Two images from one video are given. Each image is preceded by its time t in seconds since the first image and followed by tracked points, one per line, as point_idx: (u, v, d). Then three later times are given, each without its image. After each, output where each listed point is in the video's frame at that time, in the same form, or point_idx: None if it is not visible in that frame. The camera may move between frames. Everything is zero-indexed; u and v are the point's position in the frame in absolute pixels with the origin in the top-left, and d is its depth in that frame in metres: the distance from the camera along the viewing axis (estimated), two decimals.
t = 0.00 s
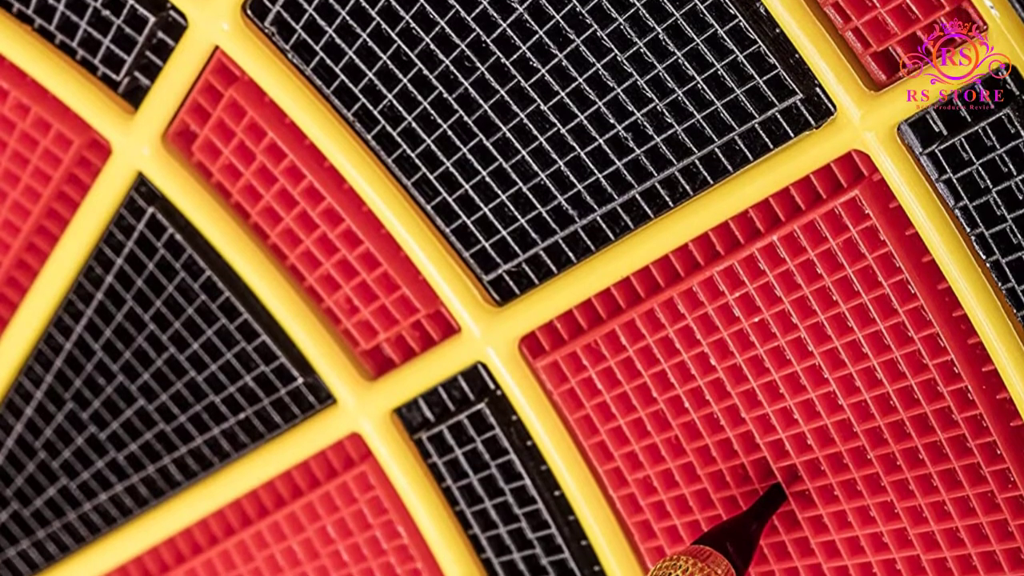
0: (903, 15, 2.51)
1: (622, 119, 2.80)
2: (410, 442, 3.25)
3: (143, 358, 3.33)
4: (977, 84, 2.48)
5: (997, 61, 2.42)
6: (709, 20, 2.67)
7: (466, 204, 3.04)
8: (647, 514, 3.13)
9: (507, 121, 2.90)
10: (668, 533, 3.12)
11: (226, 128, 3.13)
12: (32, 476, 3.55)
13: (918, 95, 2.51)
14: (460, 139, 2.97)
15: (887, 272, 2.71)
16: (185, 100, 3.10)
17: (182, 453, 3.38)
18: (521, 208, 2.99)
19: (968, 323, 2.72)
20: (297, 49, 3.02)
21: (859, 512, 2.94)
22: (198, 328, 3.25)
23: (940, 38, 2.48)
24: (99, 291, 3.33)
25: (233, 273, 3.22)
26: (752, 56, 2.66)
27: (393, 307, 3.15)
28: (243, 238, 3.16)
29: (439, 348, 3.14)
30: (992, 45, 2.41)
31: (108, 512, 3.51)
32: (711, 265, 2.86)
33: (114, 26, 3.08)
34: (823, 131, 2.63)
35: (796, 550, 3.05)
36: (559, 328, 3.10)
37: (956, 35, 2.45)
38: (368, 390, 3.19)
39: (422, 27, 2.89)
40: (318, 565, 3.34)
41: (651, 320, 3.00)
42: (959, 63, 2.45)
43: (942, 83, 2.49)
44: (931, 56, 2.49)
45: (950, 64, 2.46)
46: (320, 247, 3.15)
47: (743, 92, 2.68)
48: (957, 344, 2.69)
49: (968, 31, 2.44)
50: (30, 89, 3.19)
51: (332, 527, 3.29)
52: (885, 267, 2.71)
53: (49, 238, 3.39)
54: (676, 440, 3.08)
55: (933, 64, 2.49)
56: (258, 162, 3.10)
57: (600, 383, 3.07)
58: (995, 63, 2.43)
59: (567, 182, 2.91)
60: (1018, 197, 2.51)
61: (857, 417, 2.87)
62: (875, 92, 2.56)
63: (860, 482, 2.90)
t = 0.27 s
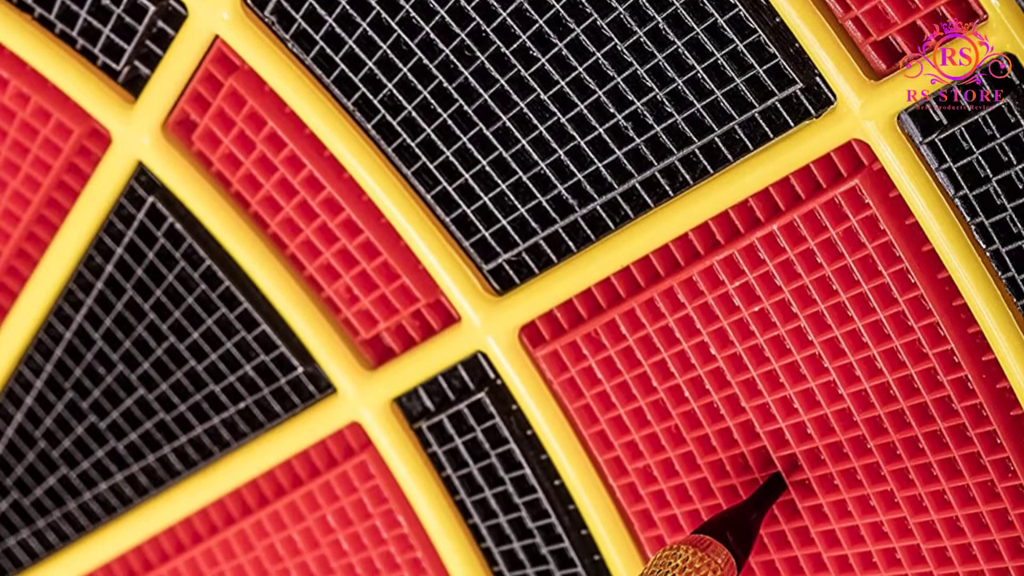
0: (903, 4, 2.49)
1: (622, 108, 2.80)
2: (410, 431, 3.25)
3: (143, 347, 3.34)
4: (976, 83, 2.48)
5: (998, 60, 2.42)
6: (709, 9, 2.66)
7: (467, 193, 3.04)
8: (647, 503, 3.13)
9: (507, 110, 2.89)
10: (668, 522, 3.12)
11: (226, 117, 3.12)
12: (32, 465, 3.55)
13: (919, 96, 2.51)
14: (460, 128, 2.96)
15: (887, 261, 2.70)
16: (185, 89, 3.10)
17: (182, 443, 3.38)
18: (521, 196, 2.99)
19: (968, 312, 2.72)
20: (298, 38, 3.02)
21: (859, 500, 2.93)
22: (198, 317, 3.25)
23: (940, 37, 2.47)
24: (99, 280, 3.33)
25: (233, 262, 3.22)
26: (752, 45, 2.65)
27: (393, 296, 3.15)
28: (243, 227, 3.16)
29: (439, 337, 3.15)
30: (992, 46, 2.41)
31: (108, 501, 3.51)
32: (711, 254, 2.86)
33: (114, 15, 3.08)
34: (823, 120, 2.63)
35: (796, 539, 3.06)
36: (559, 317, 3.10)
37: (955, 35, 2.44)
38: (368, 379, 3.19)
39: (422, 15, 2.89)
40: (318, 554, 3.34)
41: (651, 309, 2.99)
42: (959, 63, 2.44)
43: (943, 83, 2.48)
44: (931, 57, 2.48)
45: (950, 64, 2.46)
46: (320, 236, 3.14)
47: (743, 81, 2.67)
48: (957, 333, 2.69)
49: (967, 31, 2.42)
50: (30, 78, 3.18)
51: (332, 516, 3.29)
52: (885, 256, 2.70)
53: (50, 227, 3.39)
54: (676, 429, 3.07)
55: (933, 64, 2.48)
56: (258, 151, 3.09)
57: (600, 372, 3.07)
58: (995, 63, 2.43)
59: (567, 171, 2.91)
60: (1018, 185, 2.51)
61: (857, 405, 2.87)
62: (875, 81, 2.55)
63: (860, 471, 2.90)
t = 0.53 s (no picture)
0: None
1: (622, 96, 2.79)
2: (410, 419, 3.25)
3: (143, 336, 3.34)
4: (975, 83, 2.49)
5: (997, 61, 2.44)
6: None
7: (466, 181, 3.04)
8: (647, 491, 3.13)
9: (507, 98, 2.89)
10: (668, 510, 3.12)
11: (226, 105, 3.12)
12: (31, 453, 3.56)
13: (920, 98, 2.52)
14: (460, 117, 2.96)
15: (887, 249, 2.69)
16: (185, 77, 3.09)
17: (182, 431, 3.38)
18: (521, 184, 2.98)
19: (968, 300, 2.71)
20: (298, 26, 3.02)
21: (859, 488, 2.94)
22: (198, 305, 3.26)
23: (940, 37, 2.46)
24: (99, 269, 3.33)
25: (233, 250, 3.22)
26: (752, 33, 2.64)
27: (393, 284, 3.14)
28: (243, 215, 3.16)
29: (439, 326, 3.14)
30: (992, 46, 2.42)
31: (108, 489, 3.52)
32: (711, 243, 2.86)
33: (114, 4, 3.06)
34: (823, 109, 2.62)
35: (796, 528, 3.06)
36: (559, 305, 3.10)
37: (956, 35, 2.43)
38: (368, 367, 3.19)
39: (422, 4, 2.89)
40: (318, 542, 3.34)
41: (651, 297, 2.99)
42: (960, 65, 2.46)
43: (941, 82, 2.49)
44: (931, 56, 2.47)
45: (950, 64, 2.46)
46: (320, 224, 3.14)
47: (744, 69, 2.66)
48: (957, 321, 2.68)
49: (968, 32, 2.42)
50: (30, 66, 3.18)
51: (332, 505, 3.29)
52: (885, 245, 2.69)
53: (50, 215, 3.39)
54: (676, 417, 3.07)
55: (933, 65, 2.48)
56: (258, 140, 3.09)
57: (600, 360, 3.07)
58: (994, 64, 2.44)
59: (567, 159, 2.90)
60: (1018, 173, 2.50)
61: (857, 393, 2.87)
62: (875, 69, 2.55)
63: (860, 459, 2.90)
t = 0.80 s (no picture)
0: None
1: (622, 84, 2.78)
2: (410, 406, 3.25)
3: (143, 323, 3.34)
4: (976, 83, 2.48)
5: (997, 61, 2.44)
6: None
7: (466, 168, 3.03)
8: (647, 478, 3.13)
9: (507, 86, 2.88)
10: (668, 498, 3.12)
11: (226, 93, 3.11)
12: (31, 441, 3.56)
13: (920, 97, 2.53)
14: (460, 104, 2.95)
15: (887, 236, 2.69)
16: (185, 65, 3.09)
17: (182, 418, 3.38)
18: (521, 171, 2.97)
19: (968, 288, 2.71)
20: (298, 13, 3.02)
21: (859, 476, 2.94)
22: (198, 292, 3.26)
23: (940, 37, 2.46)
24: (99, 256, 3.33)
25: (233, 237, 3.22)
26: (752, 21, 2.64)
27: (393, 272, 3.14)
28: (243, 202, 3.15)
29: (439, 313, 3.14)
30: (992, 45, 2.43)
31: (108, 477, 3.52)
32: (711, 230, 2.85)
33: None
34: (823, 96, 2.61)
35: (796, 515, 3.06)
36: (559, 292, 3.10)
37: (956, 35, 2.44)
38: (368, 354, 3.19)
39: None
40: (318, 530, 3.34)
41: (651, 284, 2.99)
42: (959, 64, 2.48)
43: (942, 82, 2.50)
44: (931, 56, 2.48)
45: (950, 62, 2.48)
46: (320, 211, 3.14)
47: (743, 57, 2.66)
48: (957, 308, 2.68)
49: (968, 32, 2.43)
50: (30, 54, 3.17)
51: (332, 492, 3.29)
52: (885, 232, 2.69)
53: (50, 202, 3.39)
54: (676, 404, 3.07)
55: (934, 64, 2.48)
56: (258, 127, 3.08)
57: (600, 347, 3.07)
58: (995, 64, 2.44)
59: (567, 146, 2.89)
60: (1018, 160, 2.49)
61: (857, 380, 2.86)
62: (875, 56, 2.54)
63: (860, 446, 2.90)
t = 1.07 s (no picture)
0: None
1: (622, 70, 2.78)
2: (410, 392, 3.24)
3: (144, 309, 3.34)
4: (976, 83, 2.49)
5: (996, 61, 2.45)
6: None
7: (466, 154, 3.02)
8: (648, 465, 3.13)
9: (507, 72, 2.87)
10: (668, 484, 3.12)
11: (226, 79, 3.10)
12: (32, 427, 3.56)
13: (919, 97, 2.53)
14: (460, 90, 2.94)
15: (887, 222, 2.69)
16: (186, 50, 3.08)
17: (182, 404, 3.38)
18: (521, 157, 2.96)
19: (968, 274, 2.71)
20: None
21: (859, 462, 2.94)
22: (198, 278, 3.26)
23: (940, 38, 2.48)
24: (99, 242, 3.33)
25: (233, 223, 3.21)
26: (752, 7, 2.64)
27: (393, 258, 3.14)
28: (243, 188, 3.15)
29: (439, 299, 3.13)
30: (991, 43, 2.45)
31: (108, 463, 3.52)
32: (711, 216, 2.85)
33: None
34: (823, 82, 2.61)
35: (796, 502, 3.06)
36: (559, 278, 3.09)
37: (956, 35, 2.47)
38: (368, 340, 3.19)
39: None
40: (318, 516, 3.33)
41: (651, 270, 2.98)
42: (959, 63, 2.49)
43: (942, 83, 2.51)
44: (931, 57, 2.50)
45: (949, 62, 2.49)
46: (320, 197, 3.13)
47: (743, 43, 2.66)
48: (957, 294, 2.69)
49: (967, 31, 2.46)
50: (31, 40, 3.17)
51: (332, 478, 3.28)
52: (885, 218, 2.69)
53: (50, 188, 3.38)
54: (676, 391, 3.07)
55: (934, 65, 2.50)
56: (258, 113, 3.08)
57: (600, 333, 3.07)
58: (995, 63, 2.46)
59: (567, 132, 2.88)
60: (1018, 146, 2.48)
61: (857, 366, 2.87)
62: (875, 42, 2.55)
63: (860, 432, 2.90)
